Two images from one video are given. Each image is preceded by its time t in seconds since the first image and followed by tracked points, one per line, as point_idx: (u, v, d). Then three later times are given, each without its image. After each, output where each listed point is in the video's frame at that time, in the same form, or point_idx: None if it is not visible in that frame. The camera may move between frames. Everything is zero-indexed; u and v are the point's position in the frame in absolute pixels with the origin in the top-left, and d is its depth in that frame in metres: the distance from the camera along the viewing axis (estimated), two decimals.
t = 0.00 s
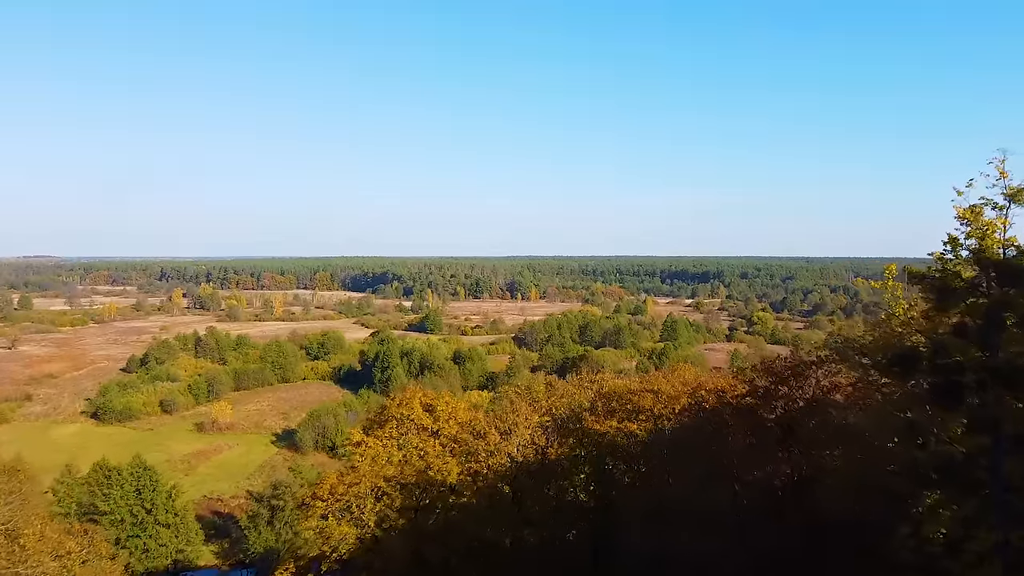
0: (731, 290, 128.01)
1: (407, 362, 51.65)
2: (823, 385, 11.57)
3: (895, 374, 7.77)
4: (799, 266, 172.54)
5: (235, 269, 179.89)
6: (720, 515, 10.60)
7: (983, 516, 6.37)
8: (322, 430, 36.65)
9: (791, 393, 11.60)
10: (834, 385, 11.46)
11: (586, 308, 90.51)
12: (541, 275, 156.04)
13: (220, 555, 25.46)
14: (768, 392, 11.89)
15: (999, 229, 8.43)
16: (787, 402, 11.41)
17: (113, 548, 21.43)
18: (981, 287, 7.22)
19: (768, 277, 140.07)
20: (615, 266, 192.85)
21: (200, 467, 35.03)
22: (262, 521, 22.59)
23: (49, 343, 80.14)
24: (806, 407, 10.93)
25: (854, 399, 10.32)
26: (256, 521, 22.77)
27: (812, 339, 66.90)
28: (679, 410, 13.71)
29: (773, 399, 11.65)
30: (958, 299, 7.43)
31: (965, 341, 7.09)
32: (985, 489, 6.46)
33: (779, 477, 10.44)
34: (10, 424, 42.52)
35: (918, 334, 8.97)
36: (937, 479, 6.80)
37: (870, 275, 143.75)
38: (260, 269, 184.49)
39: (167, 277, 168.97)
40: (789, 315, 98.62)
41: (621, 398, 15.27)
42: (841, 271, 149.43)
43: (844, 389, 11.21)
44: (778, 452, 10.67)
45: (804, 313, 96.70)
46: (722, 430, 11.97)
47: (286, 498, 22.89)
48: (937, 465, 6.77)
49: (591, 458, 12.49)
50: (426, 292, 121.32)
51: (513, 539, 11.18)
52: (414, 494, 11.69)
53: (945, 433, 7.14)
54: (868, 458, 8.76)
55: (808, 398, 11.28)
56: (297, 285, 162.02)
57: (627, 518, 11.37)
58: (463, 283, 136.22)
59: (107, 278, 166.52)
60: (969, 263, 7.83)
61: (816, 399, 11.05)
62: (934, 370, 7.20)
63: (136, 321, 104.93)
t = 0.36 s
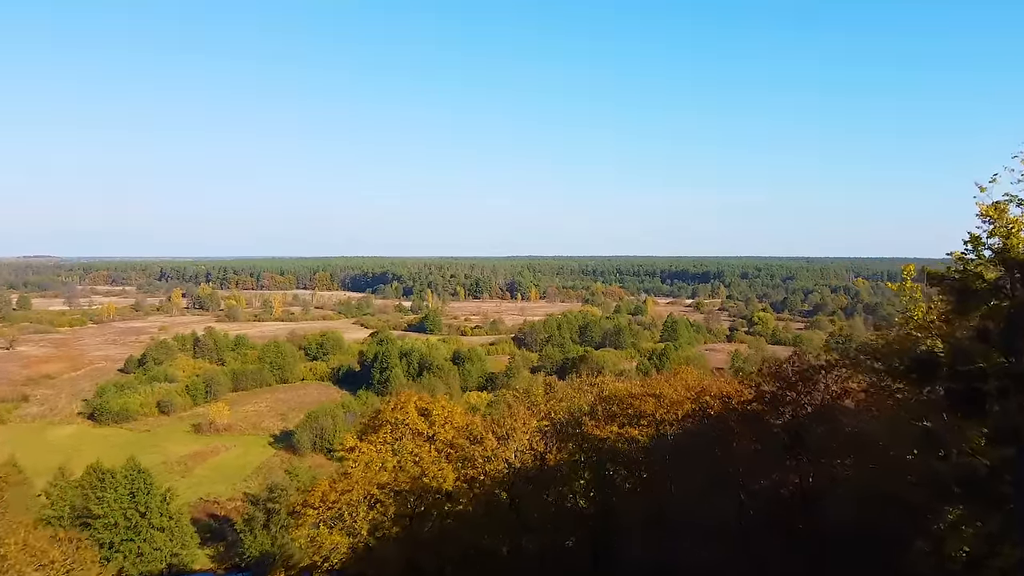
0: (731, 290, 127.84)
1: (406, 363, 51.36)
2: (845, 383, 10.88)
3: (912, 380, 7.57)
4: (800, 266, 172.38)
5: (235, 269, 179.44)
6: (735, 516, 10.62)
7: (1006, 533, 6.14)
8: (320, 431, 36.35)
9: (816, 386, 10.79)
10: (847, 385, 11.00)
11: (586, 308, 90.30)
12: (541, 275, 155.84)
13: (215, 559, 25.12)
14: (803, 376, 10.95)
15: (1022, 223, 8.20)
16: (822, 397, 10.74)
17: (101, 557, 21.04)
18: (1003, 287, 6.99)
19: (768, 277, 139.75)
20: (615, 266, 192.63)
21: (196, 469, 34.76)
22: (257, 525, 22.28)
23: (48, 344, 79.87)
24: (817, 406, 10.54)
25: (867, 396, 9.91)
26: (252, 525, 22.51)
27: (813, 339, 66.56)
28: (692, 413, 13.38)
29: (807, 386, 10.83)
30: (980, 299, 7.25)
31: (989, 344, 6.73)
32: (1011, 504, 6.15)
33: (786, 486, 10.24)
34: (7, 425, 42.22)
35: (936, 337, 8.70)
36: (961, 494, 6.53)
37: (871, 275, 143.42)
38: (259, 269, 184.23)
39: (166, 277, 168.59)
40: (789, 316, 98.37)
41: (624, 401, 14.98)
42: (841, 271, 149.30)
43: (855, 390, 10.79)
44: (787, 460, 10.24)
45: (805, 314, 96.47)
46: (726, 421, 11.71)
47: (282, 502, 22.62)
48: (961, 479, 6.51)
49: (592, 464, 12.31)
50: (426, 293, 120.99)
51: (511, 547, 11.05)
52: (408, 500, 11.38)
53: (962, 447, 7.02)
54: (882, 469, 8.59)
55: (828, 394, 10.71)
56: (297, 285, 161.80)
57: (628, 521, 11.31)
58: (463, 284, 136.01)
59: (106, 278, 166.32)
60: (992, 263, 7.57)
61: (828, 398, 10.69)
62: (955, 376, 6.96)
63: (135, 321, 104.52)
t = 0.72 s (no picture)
0: (732, 290, 127.52)
1: (405, 364, 51.08)
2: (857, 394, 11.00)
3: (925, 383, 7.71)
4: (800, 266, 172.11)
5: (234, 269, 178.94)
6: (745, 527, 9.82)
7: None
8: (318, 433, 36.06)
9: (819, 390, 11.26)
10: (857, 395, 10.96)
11: (586, 309, 90.01)
12: (541, 275, 155.54)
13: (211, 563, 24.72)
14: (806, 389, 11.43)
15: None
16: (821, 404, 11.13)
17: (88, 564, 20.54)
18: None
19: (769, 277, 139.30)
20: (615, 266, 192.33)
21: (193, 471, 34.46)
22: (253, 530, 21.97)
23: (45, 344, 79.52)
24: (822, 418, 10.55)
25: (884, 408, 9.65)
26: (247, 529, 22.19)
27: (814, 339, 66.22)
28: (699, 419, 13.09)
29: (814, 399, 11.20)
30: (1005, 304, 7.03)
31: (1013, 350, 6.54)
32: None
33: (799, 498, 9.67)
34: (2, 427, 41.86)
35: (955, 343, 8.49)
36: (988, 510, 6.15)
37: (871, 275, 142.98)
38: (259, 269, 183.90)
39: (165, 277, 168.17)
40: (790, 316, 98.02)
41: (628, 406, 14.75)
42: (842, 271, 148.95)
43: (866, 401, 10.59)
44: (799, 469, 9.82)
45: (805, 314, 96.12)
46: (731, 429, 11.87)
47: (277, 505, 22.32)
48: (988, 495, 6.14)
49: (592, 472, 12.46)
50: (425, 293, 120.63)
51: (508, 558, 10.75)
52: (399, 507, 11.48)
53: (987, 458, 6.58)
54: (894, 477, 8.11)
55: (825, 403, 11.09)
56: (296, 285, 161.44)
57: (631, 529, 10.98)
58: (463, 284, 135.68)
59: (106, 278, 166.00)
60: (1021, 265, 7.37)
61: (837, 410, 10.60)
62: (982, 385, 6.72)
63: (134, 321, 104.12)
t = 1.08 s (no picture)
0: (732, 290, 127.27)
1: (404, 365, 50.82)
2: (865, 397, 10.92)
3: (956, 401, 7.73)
4: (801, 266, 171.86)
5: (233, 269, 178.55)
6: (743, 527, 9.75)
7: None
8: (315, 434, 35.77)
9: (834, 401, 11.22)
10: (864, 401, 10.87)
11: (586, 309, 89.79)
12: (541, 275, 155.23)
13: (206, 566, 24.34)
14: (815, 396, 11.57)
15: None
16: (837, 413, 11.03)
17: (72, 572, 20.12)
18: None
19: (769, 278, 139.03)
20: (615, 266, 192.01)
21: (189, 472, 34.19)
22: (248, 533, 21.68)
23: (43, 344, 79.17)
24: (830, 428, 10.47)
25: (895, 413, 9.39)
26: (242, 533, 21.85)
27: (815, 340, 65.94)
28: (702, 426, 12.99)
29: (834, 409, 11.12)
30: None
31: None
32: None
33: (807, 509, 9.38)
34: None
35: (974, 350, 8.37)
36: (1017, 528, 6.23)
37: (872, 275, 142.72)
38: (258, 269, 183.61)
39: (165, 277, 167.78)
40: (791, 316, 97.65)
41: (629, 409, 14.56)
42: (842, 271, 148.61)
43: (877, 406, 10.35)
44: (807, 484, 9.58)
45: (806, 315, 95.83)
46: (738, 438, 11.70)
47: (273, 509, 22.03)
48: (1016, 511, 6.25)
49: (592, 479, 12.36)
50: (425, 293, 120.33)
51: (506, 569, 10.51)
52: (392, 515, 11.45)
53: (1017, 473, 6.65)
54: (911, 490, 7.84)
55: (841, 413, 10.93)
56: (296, 285, 161.15)
57: (630, 532, 10.93)
58: (463, 284, 135.40)
59: (105, 278, 165.82)
60: None
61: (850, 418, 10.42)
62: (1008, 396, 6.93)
63: (132, 321, 103.74)
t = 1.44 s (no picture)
0: (733, 290, 126.99)
1: (403, 365, 50.46)
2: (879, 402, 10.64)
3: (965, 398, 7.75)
4: (801, 266, 171.56)
5: (233, 269, 178.29)
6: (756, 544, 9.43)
7: None
8: (312, 436, 35.45)
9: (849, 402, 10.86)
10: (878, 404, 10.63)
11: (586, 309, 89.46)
12: (541, 275, 154.97)
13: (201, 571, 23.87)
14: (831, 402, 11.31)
15: None
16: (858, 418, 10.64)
17: None
18: None
19: (770, 278, 138.62)
20: (616, 266, 191.61)
21: (185, 474, 33.87)
22: (243, 537, 21.35)
23: (42, 344, 78.91)
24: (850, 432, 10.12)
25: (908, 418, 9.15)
26: (237, 536, 21.49)
27: (817, 340, 65.53)
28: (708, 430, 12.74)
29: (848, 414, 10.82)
30: None
31: None
32: None
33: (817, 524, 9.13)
34: None
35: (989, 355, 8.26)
36: None
37: (872, 275, 142.32)
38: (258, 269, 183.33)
39: (164, 277, 167.49)
40: (792, 317, 97.26)
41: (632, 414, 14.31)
42: (843, 271, 148.28)
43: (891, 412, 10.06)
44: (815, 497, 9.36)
45: (807, 315, 95.51)
46: (744, 446, 11.32)
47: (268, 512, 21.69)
48: None
49: (591, 485, 12.27)
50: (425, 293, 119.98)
51: None
52: (384, 523, 11.36)
53: None
54: (925, 505, 7.64)
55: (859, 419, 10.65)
56: (296, 285, 160.87)
57: (628, 538, 10.88)
58: (463, 284, 135.10)
59: (105, 278, 165.64)
60: None
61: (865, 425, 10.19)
62: None
63: (131, 321, 103.41)
